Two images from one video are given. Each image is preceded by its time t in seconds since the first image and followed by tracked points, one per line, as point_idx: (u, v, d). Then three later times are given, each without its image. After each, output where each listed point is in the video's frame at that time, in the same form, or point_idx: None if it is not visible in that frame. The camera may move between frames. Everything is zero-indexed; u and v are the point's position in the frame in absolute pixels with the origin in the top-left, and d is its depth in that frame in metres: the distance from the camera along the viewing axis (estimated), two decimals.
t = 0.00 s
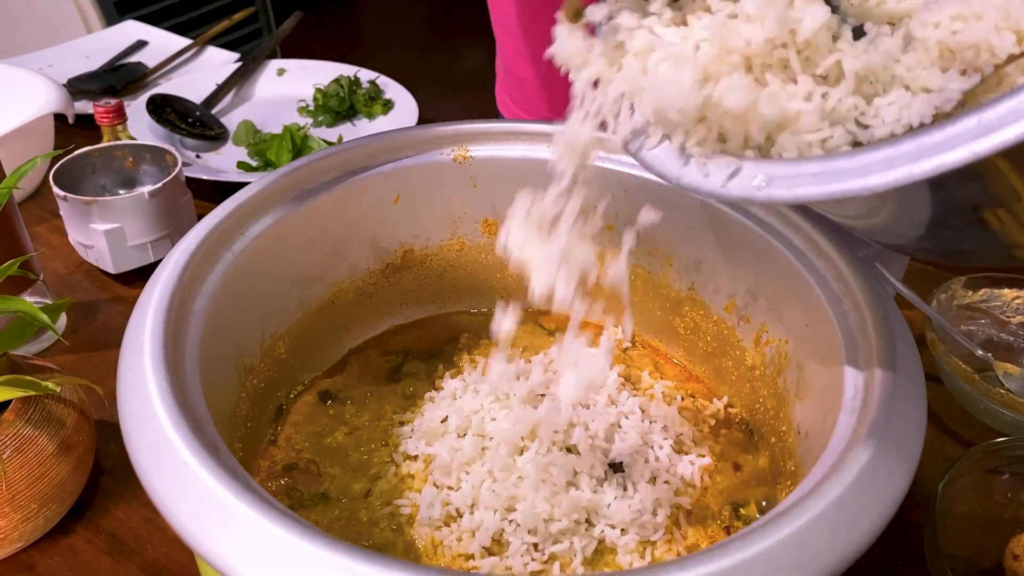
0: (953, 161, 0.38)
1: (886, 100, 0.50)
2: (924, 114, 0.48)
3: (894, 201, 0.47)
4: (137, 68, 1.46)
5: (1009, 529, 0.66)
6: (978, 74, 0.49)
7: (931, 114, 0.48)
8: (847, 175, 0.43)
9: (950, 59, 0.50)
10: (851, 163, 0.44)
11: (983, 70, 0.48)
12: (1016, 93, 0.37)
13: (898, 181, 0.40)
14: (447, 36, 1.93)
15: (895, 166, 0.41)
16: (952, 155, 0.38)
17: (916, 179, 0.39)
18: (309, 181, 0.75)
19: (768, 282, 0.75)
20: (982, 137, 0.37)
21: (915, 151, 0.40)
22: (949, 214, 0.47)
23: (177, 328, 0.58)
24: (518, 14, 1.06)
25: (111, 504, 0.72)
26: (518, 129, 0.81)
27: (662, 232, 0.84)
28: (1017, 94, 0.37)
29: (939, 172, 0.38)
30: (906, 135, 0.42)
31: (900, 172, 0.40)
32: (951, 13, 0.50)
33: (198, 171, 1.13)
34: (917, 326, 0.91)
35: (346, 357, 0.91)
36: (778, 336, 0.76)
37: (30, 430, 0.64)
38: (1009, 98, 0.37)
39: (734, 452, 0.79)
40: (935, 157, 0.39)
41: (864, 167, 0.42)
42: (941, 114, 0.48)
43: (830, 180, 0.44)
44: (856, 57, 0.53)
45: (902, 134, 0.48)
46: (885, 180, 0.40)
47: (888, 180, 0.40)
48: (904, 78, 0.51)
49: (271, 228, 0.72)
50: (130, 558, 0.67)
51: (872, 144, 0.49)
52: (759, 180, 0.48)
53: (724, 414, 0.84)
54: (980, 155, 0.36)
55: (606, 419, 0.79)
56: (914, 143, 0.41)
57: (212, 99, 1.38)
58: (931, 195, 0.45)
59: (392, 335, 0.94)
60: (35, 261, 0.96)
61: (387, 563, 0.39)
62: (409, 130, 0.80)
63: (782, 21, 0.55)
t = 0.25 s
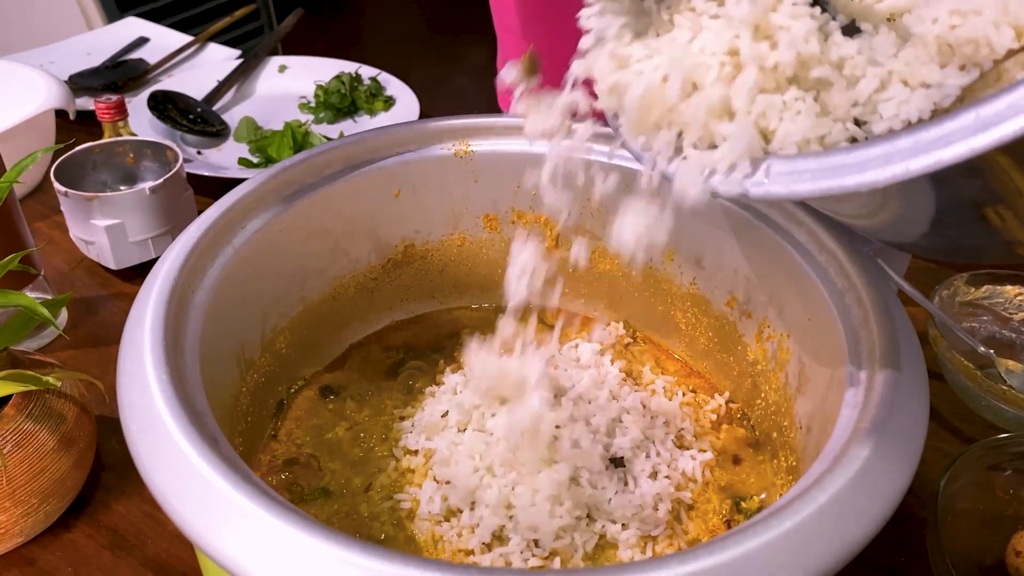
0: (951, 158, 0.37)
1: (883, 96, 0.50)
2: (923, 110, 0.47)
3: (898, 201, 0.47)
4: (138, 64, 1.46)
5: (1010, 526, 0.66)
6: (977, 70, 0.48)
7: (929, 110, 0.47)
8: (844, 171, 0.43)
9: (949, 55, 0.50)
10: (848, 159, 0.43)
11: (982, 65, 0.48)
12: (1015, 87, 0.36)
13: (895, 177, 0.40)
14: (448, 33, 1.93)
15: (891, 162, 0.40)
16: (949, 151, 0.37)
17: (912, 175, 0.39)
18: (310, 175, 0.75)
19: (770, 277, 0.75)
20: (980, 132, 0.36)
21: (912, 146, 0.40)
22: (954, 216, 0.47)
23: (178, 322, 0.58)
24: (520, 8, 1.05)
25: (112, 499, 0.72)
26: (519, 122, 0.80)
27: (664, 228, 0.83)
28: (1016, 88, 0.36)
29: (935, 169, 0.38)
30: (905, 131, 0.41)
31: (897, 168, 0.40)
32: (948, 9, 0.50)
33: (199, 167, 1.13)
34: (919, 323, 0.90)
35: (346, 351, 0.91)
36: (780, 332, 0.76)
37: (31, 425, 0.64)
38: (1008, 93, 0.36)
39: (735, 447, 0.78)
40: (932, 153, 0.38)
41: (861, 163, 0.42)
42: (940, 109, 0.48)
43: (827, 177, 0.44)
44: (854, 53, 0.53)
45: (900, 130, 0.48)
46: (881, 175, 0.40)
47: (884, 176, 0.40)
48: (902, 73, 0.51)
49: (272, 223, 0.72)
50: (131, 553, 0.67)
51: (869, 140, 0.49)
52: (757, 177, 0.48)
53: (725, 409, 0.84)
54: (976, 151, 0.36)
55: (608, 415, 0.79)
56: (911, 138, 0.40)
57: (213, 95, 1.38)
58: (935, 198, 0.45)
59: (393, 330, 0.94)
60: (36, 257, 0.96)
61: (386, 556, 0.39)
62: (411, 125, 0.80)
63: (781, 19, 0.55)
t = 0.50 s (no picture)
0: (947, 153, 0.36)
1: (879, 93, 0.49)
2: (919, 105, 0.47)
3: (902, 203, 0.47)
4: (140, 61, 1.46)
5: (1013, 522, 0.66)
6: (974, 65, 0.48)
7: (926, 106, 0.47)
8: (839, 168, 0.42)
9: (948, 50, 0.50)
10: (843, 155, 0.42)
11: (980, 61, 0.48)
12: (1011, 81, 0.35)
13: (890, 173, 0.39)
14: (450, 31, 1.92)
15: (886, 159, 0.39)
16: (943, 147, 0.37)
17: (908, 171, 0.38)
18: (311, 169, 0.75)
19: (772, 272, 0.75)
20: (974, 128, 0.36)
21: (908, 142, 0.39)
22: (959, 220, 0.46)
23: (178, 315, 0.58)
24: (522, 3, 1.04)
25: (112, 495, 0.72)
26: (520, 117, 0.80)
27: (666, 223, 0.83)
28: (1013, 81, 0.35)
29: (931, 165, 0.37)
30: (900, 127, 0.40)
31: (892, 164, 0.39)
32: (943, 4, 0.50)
33: (200, 164, 1.13)
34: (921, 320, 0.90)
35: (347, 347, 0.91)
36: (781, 327, 0.76)
37: (31, 420, 0.64)
38: (1005, 86, 0.35)
39: (736, 442, 0.78)
40: (927, 149, 0.37)
41: (856, 160, 0.41)
42: (937, 105, 0.47)
43: (821, 173, 0.43)
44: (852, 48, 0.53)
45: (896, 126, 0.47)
46: (876, 172, 0.39)
47: (880, 173, 0.39)
48: (898, 68, 0.50)
49: (273, 217, 0.72)
50: (131, 548, 0.67)
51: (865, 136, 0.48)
52: (750, 174, 0.47)
53: (727, 405, 0.83)
54: (973, 147, 0.35)
55: (609, 409, 0.79)
56: (906, 134, 0.39)
57: (214, 92, 1.37)
58: (939, 204, 0.45)
59: (394, 325, 0.94)
60: (37, 252, 0.95)
61: (386, 548, 0.39)
62: (412, 119, 0.79)
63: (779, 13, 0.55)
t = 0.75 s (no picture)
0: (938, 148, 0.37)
1: (875, 89, 0.48)
2: (914, 101, 0.46)
3: (903, 204, 0.46)
4: (141, 58, 1.45)
5: (1014, 519, 0.66)
6: (970, 61, 0.48)
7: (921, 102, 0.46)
8: (833, 164, 0.42)
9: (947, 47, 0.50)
10: (838, 151, 0.42)
11: (976, 57, 0.48)
12: (1003, 75, 0.35)
13: (883, 170, 0.39)
14: (452, 28, 1.92)
15: (879, 155, 0.39)
16: (938, 143, 0.36)
17: (900, 168, 0.38)
18: (312, 164, 0.75)
19: (773, 267, 0.74)
20: (968, 125, 0.35)
21: (900, 138, 0.39)
22: (966, 222, 0.46)
23: (178, 309, 0.58)
24: None
25: (113, 490, 0.72)
26: (521, 112, 0.79)
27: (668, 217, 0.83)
28: (1004, 76, 0.35)
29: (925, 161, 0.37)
30: (893, 123, 0.40)
31: (885, 161, 0.39)
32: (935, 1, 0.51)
33: (200, 160, 1.14)
34: (923, 317, 0.90)
35: (348, 342, 0.91)
36: (783, 322, 0.76)
37: (32, 416, 0.63)
38: (996, 81, 0.35)
39: (737, 438, 0.78)
40: (919, 145, 0.37)
41: (850, 155, 0.41)
42: (931, 101, 0.46)
43: (816, 169, 0.43)
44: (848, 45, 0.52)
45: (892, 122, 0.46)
46: (869, 169, 0.39)
47: (873, 170, 0.39)
48: (893, 65, 0.50)
49: (274, 211, 0.72)
50: (132, 544, 0.67)
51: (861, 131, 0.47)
52: (746, 170, 0.47)
53: (728, 400, 0.83)
54: (964, 143, 0.35)
55: (610, 405, 0.79)
56: (898, 130, 0.39)
57: (216, 89, 1.37)
58: (939, 205, 0.45)
59: (395, 321, 0.94)
60: (38, 248, 0.95)
61: (386, 540, 0.39)
62: (413, 114, 0.79)
63: (775, 9, 0.54)
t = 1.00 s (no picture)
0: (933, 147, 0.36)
1: (872, 88, 0.48)
2: (910, 101, 0.46)
3: (904, 204, 0.46)
4: (142, 55, 1.45)
5: (1016, 516, 0.66)
6: (966, 60, 0.48)
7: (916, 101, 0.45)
8: (828, 162, 0.41)
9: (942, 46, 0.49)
10: (834, 150, 0.42)
11: (973, 55, 0.47)
12: (999, 74, 0.35)
13: (878, 169, 0.39)
14: (453, 24, 1.92)
15: (875, 154, 0.39)
16: (932, 142, 0.36)
17: (896, 167, 0.38)
18: (313, 160, 0.75)
19: (775, 263, 0.74)
20: (964, 123, 0.35)
21: (896, 137, 0.38)
22: (970, 222, 0.46)
23: (180, 305, 0.58)
24: None
25: (115, 486, 0.72)
26: (521, 109, 0.79)
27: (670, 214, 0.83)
28: (1000, 75, 0.35)
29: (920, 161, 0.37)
30: (889, 121, 0.40)
31: (882, 159, 0.38)
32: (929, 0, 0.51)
33: (202, 158, 1.14)
34: (925, 314, 0.90)
35: (349, 338, 0.91)
36: (784, 319, 0.75)
37: (34, 412, 0.64)
38: (992, 80, 0.35)
39: (738, 435, 0.78)
40: (914, 144, 0.37)
41: (846, 154, 0.41)
42: (929, 100, 0.46)
43: (811, 168, 0.42)
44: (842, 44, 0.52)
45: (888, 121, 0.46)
46: (864, 168, 0.39)
47: (868, 168, 0.39)
48: (889, 64, 0.49)
49: (276, 207, 0.72)
50: (134, 540, 0.67)
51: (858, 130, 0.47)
52: (741, 168, 0.47)
53: (729, 397, 0.83)
54: (960, 142, 0.35)
55: (611, 401, 0.79)
56: (895, 129, 0.39)
57: (218, 86, 1.37)
58: (938, 206, 0.45)
59: (397, 317, 0.94)
60: (40, 244, 0.95)
61: (387, 535, 0.39)
62: (415, 110, 0.79)
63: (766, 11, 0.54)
